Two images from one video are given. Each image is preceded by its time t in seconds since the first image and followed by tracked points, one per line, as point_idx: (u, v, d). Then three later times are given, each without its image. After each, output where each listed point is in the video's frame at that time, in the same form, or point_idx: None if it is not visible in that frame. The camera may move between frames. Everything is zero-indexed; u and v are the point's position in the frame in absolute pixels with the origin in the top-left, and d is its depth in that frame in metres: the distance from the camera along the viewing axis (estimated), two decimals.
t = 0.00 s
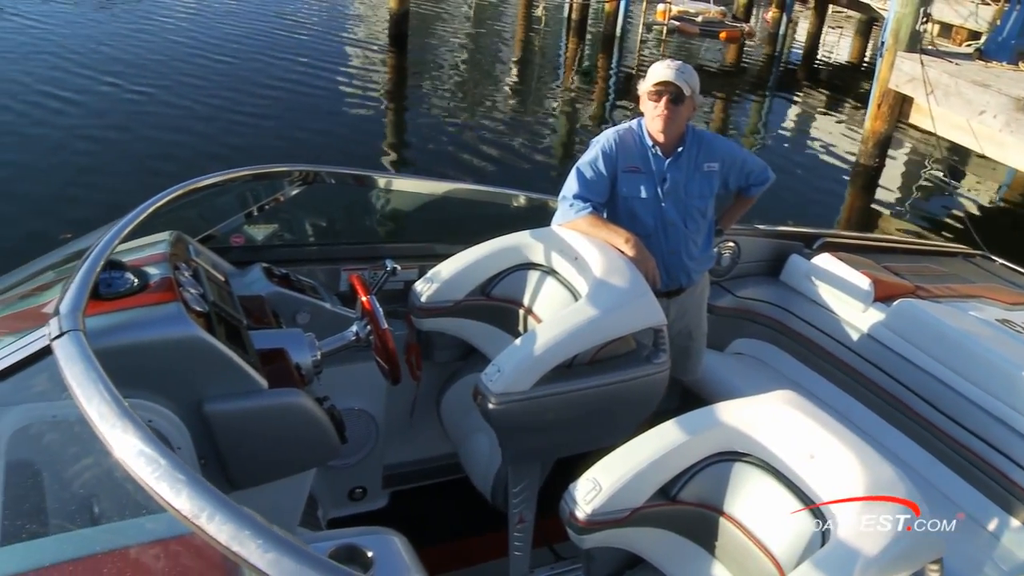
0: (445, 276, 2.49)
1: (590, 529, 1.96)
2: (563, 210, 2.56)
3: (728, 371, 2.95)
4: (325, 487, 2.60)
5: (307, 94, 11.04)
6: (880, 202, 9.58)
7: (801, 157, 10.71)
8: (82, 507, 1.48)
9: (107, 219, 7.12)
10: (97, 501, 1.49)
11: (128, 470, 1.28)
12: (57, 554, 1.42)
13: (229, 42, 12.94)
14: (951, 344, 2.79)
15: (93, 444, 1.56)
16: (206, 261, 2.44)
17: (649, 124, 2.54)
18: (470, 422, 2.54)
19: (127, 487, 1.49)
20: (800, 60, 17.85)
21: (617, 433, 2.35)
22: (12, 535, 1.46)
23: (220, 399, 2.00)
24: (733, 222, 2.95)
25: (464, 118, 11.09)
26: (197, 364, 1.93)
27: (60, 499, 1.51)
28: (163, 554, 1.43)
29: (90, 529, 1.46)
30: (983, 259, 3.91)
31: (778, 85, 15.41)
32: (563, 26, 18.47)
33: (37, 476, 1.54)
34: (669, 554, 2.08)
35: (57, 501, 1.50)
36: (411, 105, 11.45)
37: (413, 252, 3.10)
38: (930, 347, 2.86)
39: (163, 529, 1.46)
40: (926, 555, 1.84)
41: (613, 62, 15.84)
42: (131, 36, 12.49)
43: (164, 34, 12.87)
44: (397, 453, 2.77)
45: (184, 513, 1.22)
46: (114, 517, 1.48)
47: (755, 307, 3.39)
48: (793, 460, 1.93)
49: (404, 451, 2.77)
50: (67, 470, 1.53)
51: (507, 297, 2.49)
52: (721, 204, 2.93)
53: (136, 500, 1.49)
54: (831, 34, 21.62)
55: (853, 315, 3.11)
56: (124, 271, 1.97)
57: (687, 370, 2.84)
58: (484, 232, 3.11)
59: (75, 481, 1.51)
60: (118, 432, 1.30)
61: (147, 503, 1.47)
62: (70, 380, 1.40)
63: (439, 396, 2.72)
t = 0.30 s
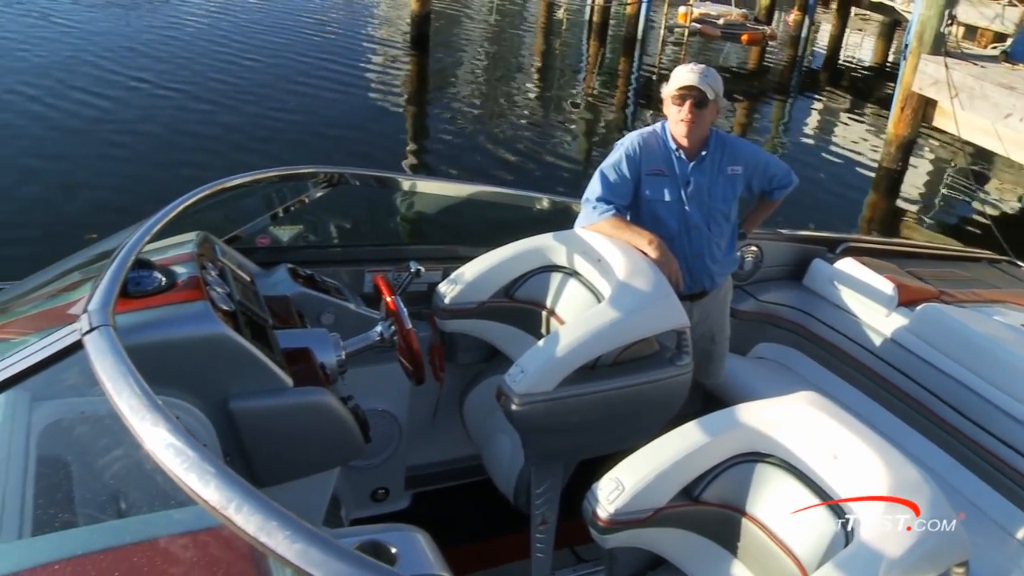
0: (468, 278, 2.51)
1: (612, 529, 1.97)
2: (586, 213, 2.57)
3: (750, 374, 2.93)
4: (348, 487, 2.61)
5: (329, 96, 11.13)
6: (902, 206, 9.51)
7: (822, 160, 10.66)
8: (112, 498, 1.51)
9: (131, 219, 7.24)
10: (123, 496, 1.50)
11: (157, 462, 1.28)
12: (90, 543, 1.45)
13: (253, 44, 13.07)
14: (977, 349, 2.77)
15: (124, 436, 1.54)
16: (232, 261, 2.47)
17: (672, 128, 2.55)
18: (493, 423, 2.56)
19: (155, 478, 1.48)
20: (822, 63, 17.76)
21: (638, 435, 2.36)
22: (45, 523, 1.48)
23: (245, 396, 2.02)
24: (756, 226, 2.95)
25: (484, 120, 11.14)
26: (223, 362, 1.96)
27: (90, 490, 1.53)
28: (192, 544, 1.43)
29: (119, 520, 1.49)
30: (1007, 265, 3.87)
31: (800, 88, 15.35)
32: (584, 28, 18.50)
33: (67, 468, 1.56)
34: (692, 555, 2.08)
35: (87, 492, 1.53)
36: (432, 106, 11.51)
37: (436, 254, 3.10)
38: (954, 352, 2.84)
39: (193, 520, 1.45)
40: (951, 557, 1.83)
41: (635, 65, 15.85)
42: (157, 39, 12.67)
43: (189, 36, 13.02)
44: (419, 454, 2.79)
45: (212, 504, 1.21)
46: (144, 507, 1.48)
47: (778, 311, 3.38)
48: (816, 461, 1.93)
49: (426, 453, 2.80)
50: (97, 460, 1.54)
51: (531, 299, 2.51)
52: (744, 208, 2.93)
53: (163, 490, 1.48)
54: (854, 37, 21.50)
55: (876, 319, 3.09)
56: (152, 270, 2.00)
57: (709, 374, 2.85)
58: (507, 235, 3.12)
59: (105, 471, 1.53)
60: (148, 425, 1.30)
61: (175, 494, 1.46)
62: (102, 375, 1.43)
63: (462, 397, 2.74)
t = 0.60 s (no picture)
0: (485, 279, 2.53)
1: (627, 528, 1.97)
2: (602, 214, 2.58)
3: (766, 376, 2.93)
4: (364, 486, 2.64)
5: (345, 97, 11.20)
6: (918, 209, 9.46)
7: (838, 163, 10.62)
8: (132, 491, 1.50)
9: (149, 219, 7.33)
10: (142, 491, 1.50)
11: (179, 455, 1.30)
12: (108, 534, 1.47)
13: (270, 45, 13.17)
14: (994, 352, 2.75)
15: (144, 429, 1.52)
16: (250, 261, 2.50)
17: (689, 131, 2.56)
18: (508, 424, 2.58)
19: (175, 471, 1.44)
20: (839, 65, 17.69)
21: (653, 437, 2.37)
22: (66, 514, 1.49)
23: (262, 394, 2.04)
24: (774, 229, 2.95)
25: (499, 122, 11.16)
26: (241, 360, 1.98)
27: (110, 481, 1.53)
28: (211, 535, 1.46)
29: (138, 513, 1.50)
30: None
31: (815, 90, 15.30)
32: (599, 30, 18.50)
33: (87, 461, 1.56)
34: (706, 555, 2.09)
35: (108, 485, 1.52)
36: (447, 108, 11.55)
37: (453, 255, 3.14)
38: (971, 355, 2.82)
39: (213, 513, 1.43)
40: (968, 558, 1.82)
41: (650, 66, 15.84)
42: (176, 40, 12.79)
43: (208, 37, 13.14)
44: (435, 454, 2.82)
45: (231, 496, 1.21)
46: (164, 500, 1.48)
47: (793, 315, 3.39)
48: (832, 462, 1.93)
49: (441, 453, 2.82)
50: (118, 453, 1.53)
51: (547, 300, 2.52)
52: (761, 211, 2.93)
53: (183, 482, 1.45)
54: (871, 40, 21.40)
55: (893, 322, 3.08)
56: (172, 268, 2.03)
57: (724, 376, 2.86)
58: (523, 237, 3.14)
59: (126, 464, 1.51)
60: (169, 418, 1.32)
61: (195, 488, 1.44)
62: (123, 369, 1.45)
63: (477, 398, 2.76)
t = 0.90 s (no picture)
0: (491, 277, 2.53)
1: (632, 525, 1.97)
2: (608, 213, 2.59)
3: (771, 375, 2.93)
4: (368, 483, 2.64)
5: (348, 95, 11.21)
6: (922, 209, 9.46)
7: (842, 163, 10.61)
8: (139, 486, 1.51)
9: (152, 214, 7.34)
10: (149, 485, 1.51)
11: (186, 449, 1.30)
12: (116, 527, 1.46)
13: (273, 42, 13.18)
14: (1001, 351, 2.75)
15: (153, 422, 1.54)
16: (256, 258, 2.50)
17: (694, 130, 2.56)
18: (514, 420, 2.58)
19: (182, 464, 1.47)
20: (842, 65, 17.67)
21: (657, 434, 2.38)
22: (75, 508, 1.49)
23: (268, 390, 2.05)
24: (779, 228, 2.95)
25: (502, 121, 11.16)
26: (247, 356, 1.99)
27: (119, 474, 1.54)
28: (219, 528, 1.45)
29: (144, 508, 1.49)
30: None
31: (819, 89, 15.28)
32: (603, 29, 18.49)
33: (95, 456, 1.57)
34: (711, 552, 2.08)
35: (116, 479, 1.53)
36: (450, 106, 11.56)
37: (459, 252, 3.15)
38: (978, 354, 2.82)
39: (219, 506, 1.46)
40: (972, 554, 1.82)
41: (653, 65, 15.83)
42: (180, 37, 12.81)
43: (212, 34, 13.16)
44: (440, 451, 2.82)
45: (239, 490, 1.21)
46: (171, 493, 1.49)
47: (798, 313, 3.39)
48: (837, 459, 1.93)
49: (446, 450, 2.83)
50: (127, 446, 1.55)
51: (552, 298, 2.53)
52: (767, 210, 2.94)
53: (191, 476, 1.47)
54: (874, 40, 21.38)
55: (897, 321, 3.09)
56: (178, 265, 2.03)
57: (729, 375, 2.86)
58: (529, 234, 3.15)
59: (134, 457, 1.53)
60: (176, 413, 1.33)
61: (202, 480, 1.46)
62: (131, 364, 1.46)
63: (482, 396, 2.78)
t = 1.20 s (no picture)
0: (494, 272, 2.53)
1: (636, 522, 1.97)
2: (612, 208, 2.59)
3: (773, 372, 2.93)
4: (371, 479, 2.64)
5: (350, 90, 11.20)
6: (923, 207, 9.46)
7: (842, 160, 10.61)
8: (142, 482, 1.50)
9: (155, 210, 7.36)
10: (152, 482, 1.49)
11: (191, 446, 1.30)
12: (120, 524, 1.47)
13: (273, 37, 13.17)
14: (1004, 349, 2.76)
15: (157, 420, 1.51)
16: (260, 253, 2.50)
17: (697, 124, 2.56)
18: (517, 417, 2.58)
19: (187, 462, 1.42)
20: (843, 61, 17.66)
21: (661, 431, 2.38)
22: (79, 505, 1.49)
23: (271, 386, 2.05)
24: (783, 224, 2.95)
25: (503, 117, 11.16)
26: (251, 353, 1.99)
27: (123, 471, 1.53)
28: (224, 526, 1.43)
29: (147, 505, 1.48)
30: None
31: (820, 86, 15.28)
32: (603, 25, 18.48)
33: (99, 452, 1.57)
34: (715, 550, 2.08)
35: (120, 476, 1.52)
36: (451, 102, 11.55)
37: (463, 248, 3.14)
38: (980, 352, 2.83)
39: (224, 504, 1.41)
40: (974, 553, 1.83)
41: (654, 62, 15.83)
42: (181, 32, 12.79)
43: (212, 29, 13.13)
44: (443, 447, 2.83)
45: (244, 489, 1.21)
46: (176, 490, 1.46)
47: (801, 310, 3.39)
48: (841, 457, 1.93)
49: (449, 446, 2.83)
50: (131, 443, 1.53)
51: (555, 294, 2.53)
52: (770, 206, 2.94)
53: (195, 473, 1.42)
54: (875, 36, 21.37)
55: (900, 318, 3.09)
56: (182, 261, 2.02)
57: (732, 372, 2.85)
58: (533, 230, 3.14)
59: (138, 455, 1.51)
60: (180, 410, 1.32)
61: (206, 478, 1.41)
62: (136, 361, 1.45)
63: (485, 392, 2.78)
